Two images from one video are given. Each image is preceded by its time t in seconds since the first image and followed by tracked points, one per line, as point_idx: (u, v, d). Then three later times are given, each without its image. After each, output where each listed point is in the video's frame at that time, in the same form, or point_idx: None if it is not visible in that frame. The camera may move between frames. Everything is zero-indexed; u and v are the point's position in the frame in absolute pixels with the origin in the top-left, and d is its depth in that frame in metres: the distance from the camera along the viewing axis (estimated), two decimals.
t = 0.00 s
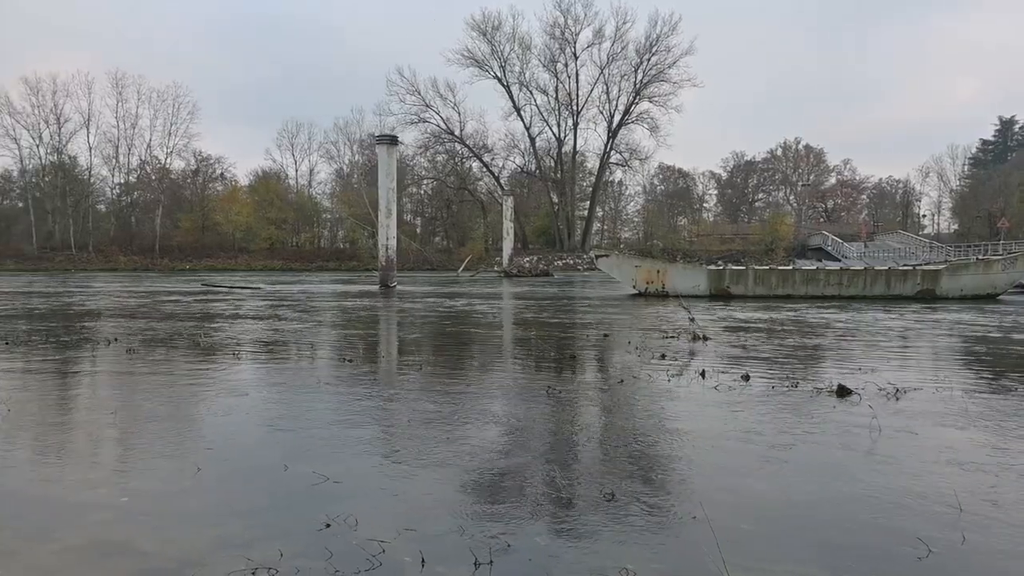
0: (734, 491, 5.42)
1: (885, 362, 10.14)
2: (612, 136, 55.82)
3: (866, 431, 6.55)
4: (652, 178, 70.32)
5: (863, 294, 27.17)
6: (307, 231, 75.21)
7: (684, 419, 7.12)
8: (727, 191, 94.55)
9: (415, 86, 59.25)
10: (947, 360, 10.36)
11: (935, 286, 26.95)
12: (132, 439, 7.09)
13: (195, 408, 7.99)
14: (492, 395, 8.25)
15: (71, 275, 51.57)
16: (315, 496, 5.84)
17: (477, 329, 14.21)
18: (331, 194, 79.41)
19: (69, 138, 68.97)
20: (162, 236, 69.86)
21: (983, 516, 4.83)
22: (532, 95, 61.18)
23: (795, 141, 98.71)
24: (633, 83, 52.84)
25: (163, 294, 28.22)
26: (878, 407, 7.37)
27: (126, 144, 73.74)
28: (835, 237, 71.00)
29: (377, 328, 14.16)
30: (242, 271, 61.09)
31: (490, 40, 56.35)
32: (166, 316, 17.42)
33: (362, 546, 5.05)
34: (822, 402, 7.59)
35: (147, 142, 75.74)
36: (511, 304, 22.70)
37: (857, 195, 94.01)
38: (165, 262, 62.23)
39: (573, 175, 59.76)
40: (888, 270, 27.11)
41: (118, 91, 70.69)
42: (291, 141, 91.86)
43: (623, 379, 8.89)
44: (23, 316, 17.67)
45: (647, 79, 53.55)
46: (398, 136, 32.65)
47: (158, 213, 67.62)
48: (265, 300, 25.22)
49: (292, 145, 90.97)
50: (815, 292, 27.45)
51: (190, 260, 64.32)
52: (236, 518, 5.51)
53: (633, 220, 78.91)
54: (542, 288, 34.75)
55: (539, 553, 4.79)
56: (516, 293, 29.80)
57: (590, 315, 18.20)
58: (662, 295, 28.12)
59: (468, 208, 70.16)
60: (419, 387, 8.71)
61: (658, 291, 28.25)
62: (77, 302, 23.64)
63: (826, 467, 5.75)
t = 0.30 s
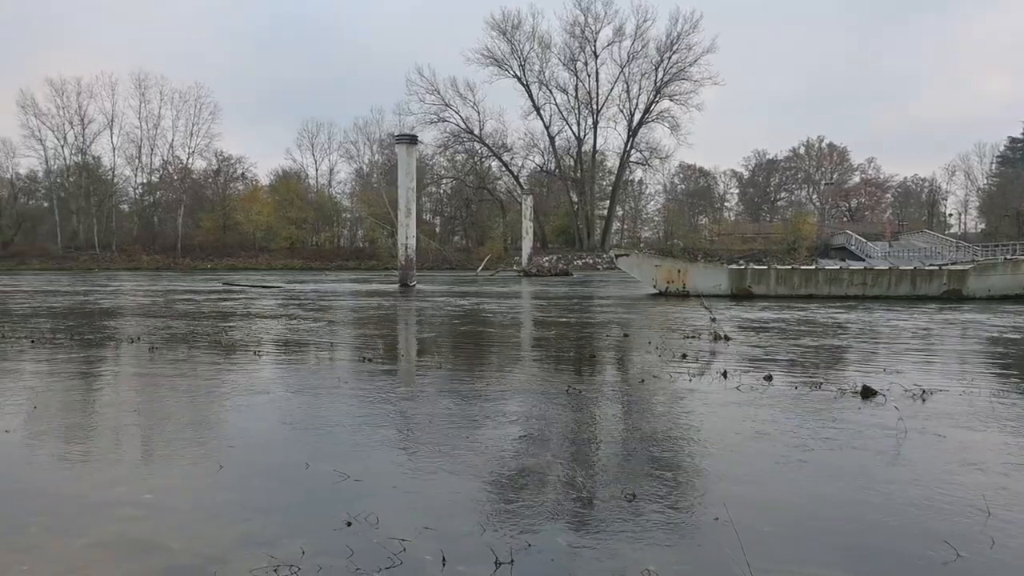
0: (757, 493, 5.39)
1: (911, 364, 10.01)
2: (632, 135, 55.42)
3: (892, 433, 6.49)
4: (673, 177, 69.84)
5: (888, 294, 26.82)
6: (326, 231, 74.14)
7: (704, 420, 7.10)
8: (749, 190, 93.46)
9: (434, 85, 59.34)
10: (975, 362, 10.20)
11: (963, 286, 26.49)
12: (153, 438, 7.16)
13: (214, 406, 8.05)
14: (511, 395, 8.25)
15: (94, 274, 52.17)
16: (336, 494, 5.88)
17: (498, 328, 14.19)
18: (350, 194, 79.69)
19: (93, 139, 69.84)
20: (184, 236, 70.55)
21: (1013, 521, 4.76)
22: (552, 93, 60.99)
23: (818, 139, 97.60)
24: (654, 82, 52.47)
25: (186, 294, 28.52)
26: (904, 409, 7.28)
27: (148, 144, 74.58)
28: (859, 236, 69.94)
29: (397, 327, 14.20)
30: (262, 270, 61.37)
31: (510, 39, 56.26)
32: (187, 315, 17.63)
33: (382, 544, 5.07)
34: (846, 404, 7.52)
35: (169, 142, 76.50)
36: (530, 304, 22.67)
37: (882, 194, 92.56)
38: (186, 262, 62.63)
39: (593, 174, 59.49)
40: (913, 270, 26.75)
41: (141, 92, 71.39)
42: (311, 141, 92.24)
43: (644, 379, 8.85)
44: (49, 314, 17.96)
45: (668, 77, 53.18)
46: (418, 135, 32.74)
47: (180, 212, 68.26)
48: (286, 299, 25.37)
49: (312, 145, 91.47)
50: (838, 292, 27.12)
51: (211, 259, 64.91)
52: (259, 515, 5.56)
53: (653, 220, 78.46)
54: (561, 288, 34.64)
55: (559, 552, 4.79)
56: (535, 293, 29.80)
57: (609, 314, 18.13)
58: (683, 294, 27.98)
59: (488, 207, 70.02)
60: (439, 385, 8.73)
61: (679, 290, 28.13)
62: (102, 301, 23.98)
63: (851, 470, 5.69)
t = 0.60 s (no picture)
0: (778, 493, 5.36)
1: (936, 365, 9.86)
2: (652, 134, 55.14)
3: (916, 435, 6.42)
4: (693, 175, 69.40)
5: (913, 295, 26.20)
6: (346, 229, 74.94)
7: (725, 420, 7.06)
8: (771, 189, 92.49)
9: (454, 84, 59.61)
10: (1002, 364, 10.03)
11: (990, 287, 25.48)
12: (173, 434, 7.23)
13: (235, 403, 8.12)
14: (528, 394, 8.24)
15: (116, 272, 52.86)
16: (357, 491, 5.90)
17: (516, 327, 14.18)
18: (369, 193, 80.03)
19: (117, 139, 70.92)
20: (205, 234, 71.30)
21: None
22: (571, 92, 60.83)
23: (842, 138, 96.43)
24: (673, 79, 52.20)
25: (208, 291, 28.86)
26: (929, 411, 7.20)
27: (170, 143, 75.48)
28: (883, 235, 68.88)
29: (415, 326, 14.23)
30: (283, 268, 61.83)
31: (529, 38, 56.19)
32: (208, 312, 17.83)
33: (403, 541, 5.09)
34: (869, 405, 7.46)
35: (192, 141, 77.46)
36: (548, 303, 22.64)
37: (907, 193, 91.10)
38: (207, 260, 63.51)
39: (613, 173, 59.25)
40: (939, 269, 26.12)
41: (164, 92, 72.28)
42: (331, 140, 92.70)
43: (664, 379, 8.83)
44: (73, 310, 18.24)
45: (688, 75, 52.87)
46: (437, 134, 32.80)
47: (201, 211, 68.91)
48: (307, 297, 25.58)
49: (332, 145, 92.00)
50: (861, 292, 26.65)
51: (232, 258, 65.54)
52: (280, 511, 5.60)
53: (673, 219, 78.07)
54: (579, 286, 34.53)
55: (579, 552, 4.78)
56: (554, 291, 29.78)
57: (628, 314, 18.05)
58: (704, 294, 27.87)
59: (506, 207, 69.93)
60: (456, 384, 8.75)
61: (699, 290, 28.05)
62: (127, 298, 24.36)
63: (874, 472, 5.63)
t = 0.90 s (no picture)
0: (801, 494, 5.34)
1: (965, 366, 9.72)
2: (674, 131, 54.68)
3: (942, 437, 6.34)
4: (715, 173, 68.79)
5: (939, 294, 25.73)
6: (366, 227, 74.48)
7: (747, 420, 7.03)
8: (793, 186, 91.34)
9: (474, 82, 59.61)
10: None
11: (1019, 287, 25.00)
12: (196, 429, 7.32)
13: (257, 399, 8.21)
14: (549, 393, 8.24)
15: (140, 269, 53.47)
16: (379, 488, 5.94)
17: (536, 325, 14.18)
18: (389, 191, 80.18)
19: (140, 137, 71.77)
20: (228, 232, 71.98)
21: None
22: (592, 89, 60.49)
23: (867, 135, 94.84)
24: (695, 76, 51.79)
25: (230, 289, 29.10)
26: (957, 412, 7.12)
27: (193, 142, 76.27)
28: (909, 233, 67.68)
29: (435, 324, 14.27)
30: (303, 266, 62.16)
31: (550, 35, 55.98)
32: (230, 309, 18.00)
33: (424, 539, 5.11)
34: (896, 406, 7.39)
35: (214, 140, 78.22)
36: (569, 301, 22.62)
37: (934, 190, 89.52)
38: (228, 257, 64.09)
39: (634, 171, 58.90)
40: (967, 268, 25.60)
41: (187, 92, 72.93)
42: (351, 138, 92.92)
43: (686, 378, 8.80)
44: (100, 307, 18.55)
45: (710, 72, 52.38)
46: (457, 132, 32.83)
47: (223, 209, 69.49)
48: (329, 295, 25.78)
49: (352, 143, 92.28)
50: (886, 292, 26.24)
51: (254, 255, 66.06)
52: (303, 507, 5.65)
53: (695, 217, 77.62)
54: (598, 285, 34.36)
55: (601, 551, 4.78)
56: (574, 289, 29.74)
57: (648, 312, 17.99)
58: (726, 292, 27.73)
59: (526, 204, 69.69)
60: (477, 382, 8.76)
61: (721, 288, 27.89)
62: (152, 295, 24.68)
63: (899, 474, 5.57)
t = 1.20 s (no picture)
0: (825, 495, 5.31)
1: (995, 367, 9.58)
2: (696, 128, 54.30)
3: (970, 439, 6.27)
4: (737, 170, 68.21)
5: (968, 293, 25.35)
6: (388, 225, 74.95)
7: (770, 419, 6.99)
8: (818, 184, 89.88)
9: (496, 81, 59.61)
10: None
11: None
12: (218, 425, 7.39)
13: (280, 396, 8.28)
14: (570, 391, 8.24)
15: (165, 266, 54.15)
16: (401, 486, 5.96)
17: (557, 323, 14.16)
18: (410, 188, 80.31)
19: (164, 136, 72.65)
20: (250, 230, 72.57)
21: None
22: (613, 86, 60.18)
23: (895, 132, 93.11)
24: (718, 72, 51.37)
25: (254, 286, 29.46)
26: (987, 414, 7.03)
27: (216, 141, 77.05)
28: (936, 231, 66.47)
29: (456, 322, 14.29)
30: (324, 263, 62.46)
31: (572, 32, 55.80)
32: (252, 306, 18.19)
33: (448, 537, 5.14)
34: (924, 407, 7.31)
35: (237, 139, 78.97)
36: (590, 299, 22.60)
37: (962, 188, 87.97)
38: (251, 254, 64.67)
39: (656, 168, 58.47)
40: (997, 267, 25.18)
41: (210, 90, 73.67)
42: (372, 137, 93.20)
43: (709, 377, 8.74)
44: (127, 304, 18.82)
45: (734, 68, 51.95)
46: (478, 130, 32.86)
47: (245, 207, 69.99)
48: (351, 293, 25.94)
49: (374, 142, 92.59)
50: (913, 291, 25.94)
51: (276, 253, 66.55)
52: (326, 504, 5.70)
53: (717, 215, 77.41)
54: (619, 283, 34.32)
55: (623, 551, 4.78)
56: (595, 288, 29.66)
57: (670, 311, 17.89)
58: (750, 291, 27.54)
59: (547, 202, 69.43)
60: (498, 380, 8.78)
61: (745, 287, 27.71)
62: (178, 291, 25.07)
63: (925, 476, 5.52)
